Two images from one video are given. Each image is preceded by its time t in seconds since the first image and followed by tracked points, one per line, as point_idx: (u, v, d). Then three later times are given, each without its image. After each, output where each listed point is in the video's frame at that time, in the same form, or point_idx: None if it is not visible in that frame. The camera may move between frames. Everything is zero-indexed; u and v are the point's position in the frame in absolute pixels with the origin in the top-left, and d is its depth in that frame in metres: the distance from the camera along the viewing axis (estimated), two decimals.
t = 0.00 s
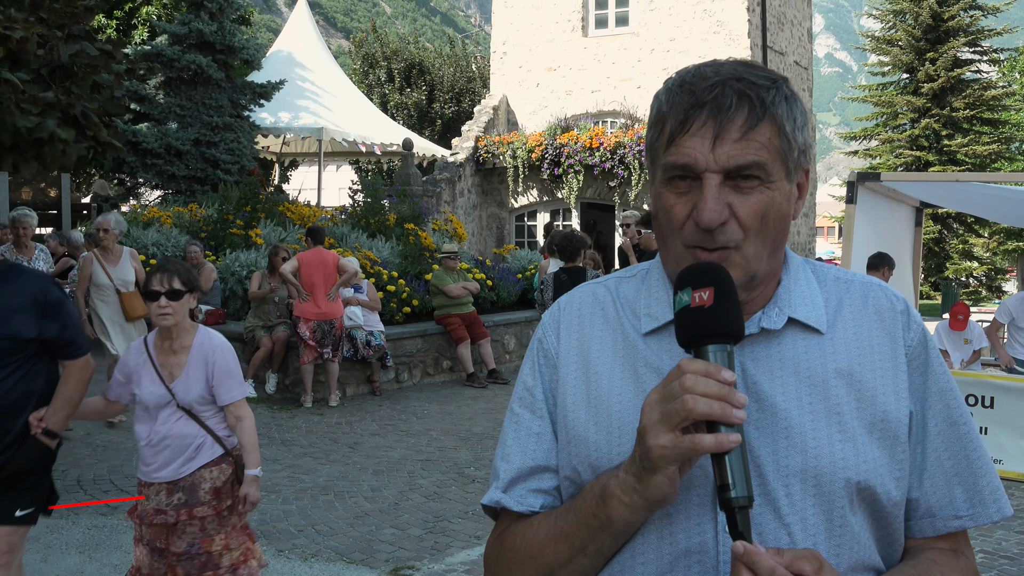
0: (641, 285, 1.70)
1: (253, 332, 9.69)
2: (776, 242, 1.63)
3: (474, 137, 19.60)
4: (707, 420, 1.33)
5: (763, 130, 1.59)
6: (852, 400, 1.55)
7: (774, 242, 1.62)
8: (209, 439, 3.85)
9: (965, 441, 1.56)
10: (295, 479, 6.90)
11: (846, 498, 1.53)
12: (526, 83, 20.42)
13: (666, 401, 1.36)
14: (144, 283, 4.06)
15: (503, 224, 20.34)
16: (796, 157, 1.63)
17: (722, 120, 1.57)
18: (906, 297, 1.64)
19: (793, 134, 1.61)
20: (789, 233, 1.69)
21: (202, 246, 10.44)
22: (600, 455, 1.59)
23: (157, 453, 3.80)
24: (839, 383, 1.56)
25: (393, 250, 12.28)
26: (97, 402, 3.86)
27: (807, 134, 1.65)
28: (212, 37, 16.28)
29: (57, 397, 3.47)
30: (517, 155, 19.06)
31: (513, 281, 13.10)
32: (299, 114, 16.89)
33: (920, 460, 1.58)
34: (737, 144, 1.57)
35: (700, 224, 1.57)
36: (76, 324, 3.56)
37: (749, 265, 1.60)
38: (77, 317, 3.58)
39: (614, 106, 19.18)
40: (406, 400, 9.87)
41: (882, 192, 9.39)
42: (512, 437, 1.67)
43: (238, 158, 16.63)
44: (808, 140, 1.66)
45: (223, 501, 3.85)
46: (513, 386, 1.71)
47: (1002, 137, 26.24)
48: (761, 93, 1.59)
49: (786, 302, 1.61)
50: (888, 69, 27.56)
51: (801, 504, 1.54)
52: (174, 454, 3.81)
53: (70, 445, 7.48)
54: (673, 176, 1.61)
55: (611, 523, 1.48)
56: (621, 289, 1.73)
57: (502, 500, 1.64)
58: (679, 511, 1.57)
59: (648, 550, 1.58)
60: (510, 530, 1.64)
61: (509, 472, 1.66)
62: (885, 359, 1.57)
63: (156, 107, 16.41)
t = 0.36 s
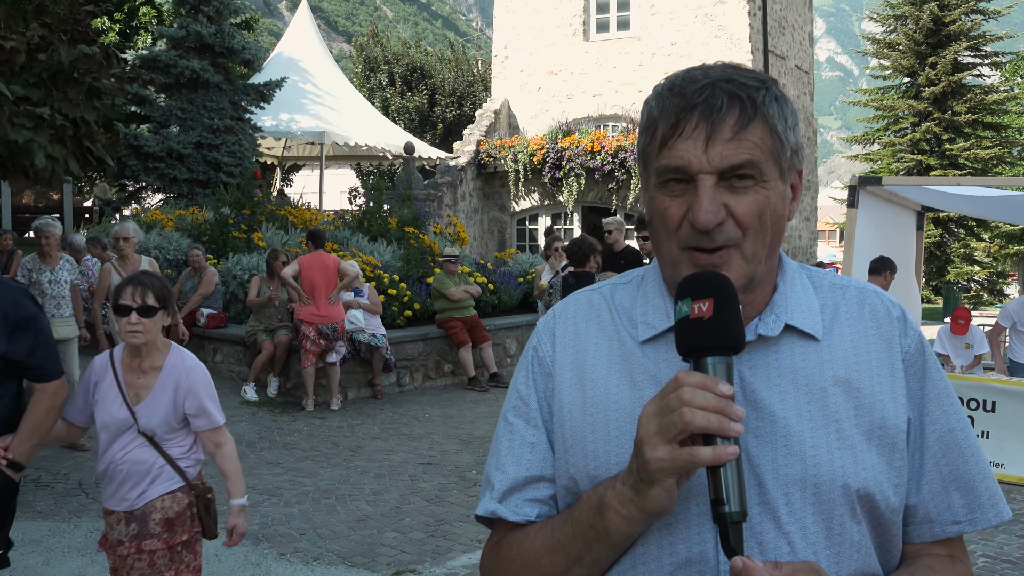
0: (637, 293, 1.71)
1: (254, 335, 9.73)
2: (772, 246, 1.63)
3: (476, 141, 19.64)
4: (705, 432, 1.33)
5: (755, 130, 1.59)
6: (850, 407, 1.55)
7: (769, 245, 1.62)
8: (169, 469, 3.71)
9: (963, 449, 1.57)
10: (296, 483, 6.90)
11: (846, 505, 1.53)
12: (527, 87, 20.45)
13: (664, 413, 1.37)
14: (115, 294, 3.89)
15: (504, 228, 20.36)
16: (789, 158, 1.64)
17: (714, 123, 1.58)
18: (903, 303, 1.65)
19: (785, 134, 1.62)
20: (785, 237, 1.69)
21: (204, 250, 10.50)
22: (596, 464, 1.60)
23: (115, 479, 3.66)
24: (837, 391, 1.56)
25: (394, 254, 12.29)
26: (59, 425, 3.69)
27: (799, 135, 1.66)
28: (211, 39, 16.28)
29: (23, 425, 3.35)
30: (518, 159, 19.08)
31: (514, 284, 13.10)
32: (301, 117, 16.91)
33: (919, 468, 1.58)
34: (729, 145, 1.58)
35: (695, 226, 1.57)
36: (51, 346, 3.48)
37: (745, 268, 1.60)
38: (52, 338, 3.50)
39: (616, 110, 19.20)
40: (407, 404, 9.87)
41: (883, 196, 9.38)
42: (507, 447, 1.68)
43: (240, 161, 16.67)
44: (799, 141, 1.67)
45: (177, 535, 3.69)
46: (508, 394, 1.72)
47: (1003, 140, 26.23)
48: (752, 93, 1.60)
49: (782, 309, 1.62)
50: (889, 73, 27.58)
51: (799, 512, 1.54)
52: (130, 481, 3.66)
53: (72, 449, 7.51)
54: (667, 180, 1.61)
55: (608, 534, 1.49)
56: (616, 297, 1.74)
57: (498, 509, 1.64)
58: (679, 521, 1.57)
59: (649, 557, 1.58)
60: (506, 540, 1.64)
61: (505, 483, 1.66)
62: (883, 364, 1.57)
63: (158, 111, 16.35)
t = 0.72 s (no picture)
0: (641, 297, 1.71)
1: (257, 336, 9.74)
2: (774, 249, 1.64)
3: (478, 142, 19.64)
4: (706, 440, 1.33)
5: (757, 130, 1.59)
6: (856, 413, 1.56)
7: (772, 247, 1.63)
8: (138, 486, 3.48)
9: (973, 456, 1.56)
10: (298, 483, 6.91)
11: (852, 512, 1.53)
12: (530, 89, 20.46)
13: (664, 421, 1.37)
14: (68, 295, 3.59)
15: (507, 229, 20.38)
16: (792, 158, 1.64)
17: (714, 123, 1.58)
18: (909, 308, 1.65)
19: (786, 134, 1.62)
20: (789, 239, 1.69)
21: (206, 250, 10.53)
22: (599, 470, 1.60)
23: (79, 499, 3.42)
24: (842, 397, 1.56)
25: (397, 255, 12.30)
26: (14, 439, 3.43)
27: (803, 135, 1.66)
28: (214, 39, 16.28)
29: None
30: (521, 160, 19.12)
31: (517, 285, 13.11)
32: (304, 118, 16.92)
33: (928, 475, 1.58)
34: (730, 144, 1.58)
35: (697, 227, 1.57)
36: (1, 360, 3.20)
37: (748, 268, 1.60)
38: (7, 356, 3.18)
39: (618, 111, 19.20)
40: (409, 405, 9.88)
41: (886, 199, 9.38)
42: (508, 454, 1.68)
43: (243, 161, 16.69)
44: (803, 141, 1.66)
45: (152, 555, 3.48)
46: (511, 400, 1.72)
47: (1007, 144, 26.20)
48: (753, 93, 1.60)
49: (786, 313, 1.62)
50: (892, 76, 27.57)
51: (805, 519, 1.54)
52: (97, 501, 3.43)
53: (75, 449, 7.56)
54: (668, 181, 1.62)
55: (609, 542, 1.49)
56: (619, 301, 1.74)
57: (500, 517, 1.64)
58: (682, 527, 1.57)
59: (652, 565, 1.58)
60: (508, 548, 1.64)
61: (508, 489, 1.66)
62: (890, 369, 1.57)
63: (160, 112, 16.41)
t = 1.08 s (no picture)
0: (643, 293, 1.71)
1: (259, 336, 9.73)
2: (776, 243, 1.64)
3: (481, 143, 19.62)
4: (704, 438, 1.33)
5: (756, 122, 1.59)
6: (859, 409, 1.56)
7: (774, 241, 1.63)
8: (70, 497, 3.28)
9: (982, 451, 1.56)
10: (300, 484, 6.91)
11: (854, 510, 1.54)
12: (533, 90, 20.46)
13: (663, 418, 1.37)
14: None
15: (509, 230, 20.37)
16: (793, 151, 1.63)
17: (712, 115, 1.59)
18: (916, 303, 1.65)
19: (787, 126, 1.62)
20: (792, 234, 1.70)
21: (210, 251, 10.54)
22: (601, 468, 1.60)
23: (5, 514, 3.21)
24: (845, 392, 1.57)
25: (400, 256, 12.30)
26: None
27: (804, 128, 1.66)
28: (220, 41, 16.32)
29: None
30: (524, 161, 19.16)
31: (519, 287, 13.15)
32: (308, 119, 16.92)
33: (936, 472, 1.58)
34: (729, 137, 1.59)
35: (696, 222, 1.57)
36: None
37: (749, 263, 1.60)
38: None
39: (621, 113, 19.20)
40: (412, 405, 9.89)
41: (889, 201, 9.38)
42: (511, 451, 1.68)
43: (246, 163, 16.70)
44: (804, 133, 1.66)
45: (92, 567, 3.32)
46: (514, 397, 1.72)
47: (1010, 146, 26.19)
48: (752, 86, 1.60)
49: (789, 308, 1.62)
50: (895, 78, 27.57)
51: (808, 516, 1.55)
52: (25, 515, 3.22)
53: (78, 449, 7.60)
54: (668, 176, 1.62)
55: (609, 541, 1.49)
56: (623, 297, 1.74)
57: (503, 514, 1.65)
58: (683, 526, 1.57)
59: (654, 565, 1.59)
60: (511, 546, 1.65)
61: (510, 487, 1.67)
62: (894, 365, 1.57)
63: (164, 111, 16.45)
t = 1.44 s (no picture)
0: (644, 298, 1.71)
1: (261, 336, 9.72)
2: (773, 250, 1.64)
3: (483, 143, 19.59)
4: (694, 447, 1.33)
5: (749, 132, 1.59)
6: (856, 415, 1.56)
7: (771, 248, 1.63)
8: None
9: (981, 453, 1.55)
10: (303, 484, 6.91)
11: (852, 515, 1.53)
12: (535, 89, 20.45)
13: (655, 428, 1.37)
14: None
15: (512, 229, 20.35)
16: (788, 158, 1.63)
17: (705, 124, 1.58)
18: (915, 307, 1.64)
19: (782, 134, 1.61)
20: (789, 240, 1.69)
21: (212, 251, 10.54)
22: (601, 474, 1.60)
23: None
24: (842, 399, 1.57)
25: (402, 256, 12.29)
26: None
27: (799, 135, 1.65)
28: (222, 43, 16.34)
29: None
30: (526, 161, 19.16)
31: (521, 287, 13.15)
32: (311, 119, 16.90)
33: (935, 476, 1.58)
34: (722, 147, 1.58)
35: (690, 232, 1.57)
36: None
37: (745, 271, 1.60)
38: None
39: (623, 113, 19.19)
40: (414, 405, 9.89)
41: (892, 201, 9.36)
42: (516, 455, 1.68)
43: (247, 163, 16.72)
44: (800, 139, 1.65)
45: None
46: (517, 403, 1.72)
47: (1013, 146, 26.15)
48: (744, 95, 1.60)
49: (787, 315, 1.62)
50: (897, 77, 27.53)
51: (806, 522, 1.54)
52: None
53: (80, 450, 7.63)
54: (663, 186, 1.63)
55: (607, 545, 1.49)
56: (624, 302, 1.74)
57: (507, 517, 1.65)
58: (683, 531, 1.57)
59: (654, 569, 1.59)
60: (516, 549, 1.65)
61: (514, 490, 1.67)
62: (890, 371, 1.57)
63: (167, 112, 16.47)
